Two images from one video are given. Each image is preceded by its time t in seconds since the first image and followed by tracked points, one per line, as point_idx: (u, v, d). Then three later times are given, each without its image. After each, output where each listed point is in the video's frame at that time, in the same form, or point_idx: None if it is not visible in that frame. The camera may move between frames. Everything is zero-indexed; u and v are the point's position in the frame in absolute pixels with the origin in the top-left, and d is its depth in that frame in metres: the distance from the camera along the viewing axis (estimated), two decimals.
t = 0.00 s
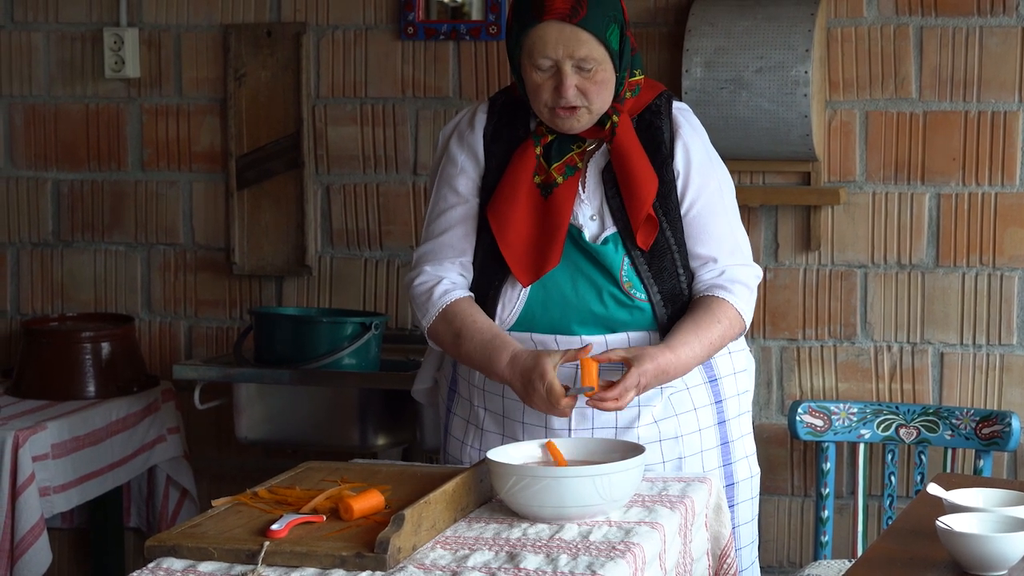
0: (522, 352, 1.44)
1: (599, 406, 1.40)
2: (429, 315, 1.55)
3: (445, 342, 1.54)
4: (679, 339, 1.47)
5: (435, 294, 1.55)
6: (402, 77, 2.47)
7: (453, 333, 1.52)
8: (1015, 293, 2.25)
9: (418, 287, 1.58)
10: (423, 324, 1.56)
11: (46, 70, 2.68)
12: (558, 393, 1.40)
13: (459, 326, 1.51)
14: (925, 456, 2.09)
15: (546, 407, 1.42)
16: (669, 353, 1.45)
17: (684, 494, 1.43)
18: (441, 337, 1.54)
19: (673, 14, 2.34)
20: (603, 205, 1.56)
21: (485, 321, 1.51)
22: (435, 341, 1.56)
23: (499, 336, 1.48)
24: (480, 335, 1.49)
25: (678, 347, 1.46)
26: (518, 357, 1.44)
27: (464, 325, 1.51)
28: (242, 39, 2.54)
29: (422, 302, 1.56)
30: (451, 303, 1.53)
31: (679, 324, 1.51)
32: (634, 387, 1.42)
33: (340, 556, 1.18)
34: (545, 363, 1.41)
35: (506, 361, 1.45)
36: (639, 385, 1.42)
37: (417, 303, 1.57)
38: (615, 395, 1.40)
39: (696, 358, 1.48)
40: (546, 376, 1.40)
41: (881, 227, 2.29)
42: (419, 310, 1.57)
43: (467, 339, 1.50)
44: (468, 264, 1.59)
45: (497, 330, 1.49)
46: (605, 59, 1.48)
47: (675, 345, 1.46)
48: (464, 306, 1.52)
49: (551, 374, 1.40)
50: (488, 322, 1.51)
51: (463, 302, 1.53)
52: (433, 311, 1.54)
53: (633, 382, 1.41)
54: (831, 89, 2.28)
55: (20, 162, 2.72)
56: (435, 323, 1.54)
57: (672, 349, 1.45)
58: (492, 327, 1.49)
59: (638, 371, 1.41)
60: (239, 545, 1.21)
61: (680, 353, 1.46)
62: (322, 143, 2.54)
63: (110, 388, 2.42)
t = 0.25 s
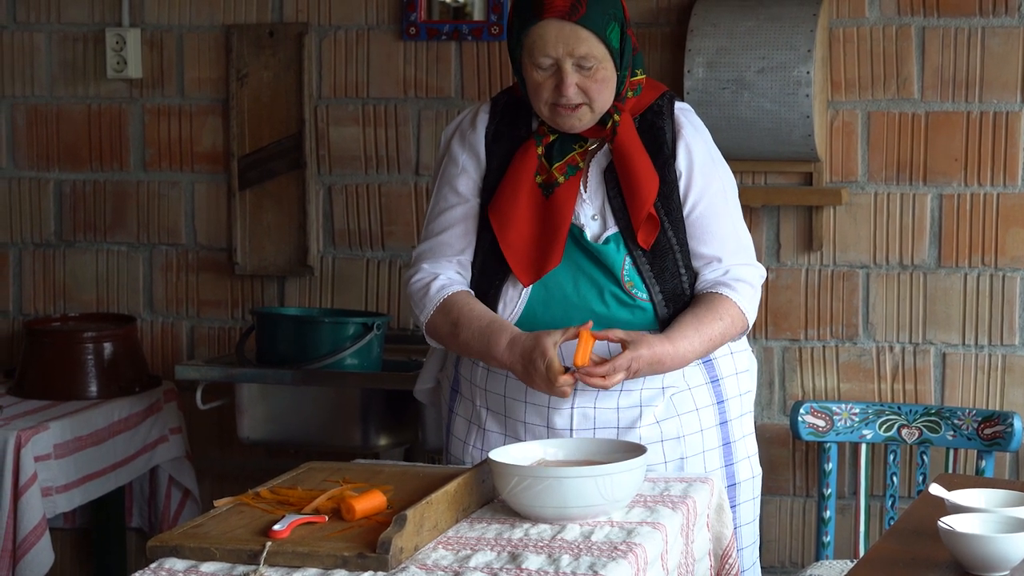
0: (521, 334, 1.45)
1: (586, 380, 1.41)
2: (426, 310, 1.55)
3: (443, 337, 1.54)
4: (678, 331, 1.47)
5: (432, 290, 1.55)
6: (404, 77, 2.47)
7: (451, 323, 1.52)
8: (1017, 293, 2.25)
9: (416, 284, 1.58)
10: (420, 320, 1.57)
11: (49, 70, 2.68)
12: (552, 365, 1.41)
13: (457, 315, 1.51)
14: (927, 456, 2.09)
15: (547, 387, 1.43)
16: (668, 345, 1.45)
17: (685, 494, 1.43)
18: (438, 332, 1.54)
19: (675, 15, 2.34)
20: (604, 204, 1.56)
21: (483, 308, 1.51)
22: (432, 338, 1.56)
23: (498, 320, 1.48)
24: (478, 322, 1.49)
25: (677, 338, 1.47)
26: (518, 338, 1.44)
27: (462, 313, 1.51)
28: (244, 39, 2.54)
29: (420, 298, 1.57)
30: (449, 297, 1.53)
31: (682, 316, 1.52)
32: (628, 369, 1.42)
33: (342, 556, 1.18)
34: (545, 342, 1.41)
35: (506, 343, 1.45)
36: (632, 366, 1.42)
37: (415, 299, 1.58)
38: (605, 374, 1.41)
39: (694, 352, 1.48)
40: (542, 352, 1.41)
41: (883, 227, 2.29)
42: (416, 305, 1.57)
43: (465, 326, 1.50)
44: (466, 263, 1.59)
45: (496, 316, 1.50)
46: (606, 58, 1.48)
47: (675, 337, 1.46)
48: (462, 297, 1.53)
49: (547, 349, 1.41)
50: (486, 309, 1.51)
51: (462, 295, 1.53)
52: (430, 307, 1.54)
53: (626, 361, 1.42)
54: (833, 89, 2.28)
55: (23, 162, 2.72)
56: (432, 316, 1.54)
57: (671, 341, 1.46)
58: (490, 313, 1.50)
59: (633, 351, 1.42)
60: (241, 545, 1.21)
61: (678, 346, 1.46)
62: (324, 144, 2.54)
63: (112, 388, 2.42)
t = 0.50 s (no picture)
0: (523, 330, 1.45)
1: (585, 373, 1.41)
2: (427, 309, 1.55)
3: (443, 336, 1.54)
4: (681, 326, 1.47)
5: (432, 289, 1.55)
6: (406, 77, 2.47)
7: (451, 321, 1.52)
8: (1019, 293, 2.25)
9: (416, 283, 1.58)
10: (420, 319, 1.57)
11: (51, 70, 2.68)
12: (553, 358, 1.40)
13: (458, 312, 1.51)
14: (929, 457, 2.09)
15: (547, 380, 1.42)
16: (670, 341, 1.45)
17: (687, 494, 1.43)
18: (439, 330, 1.54)
19: (677, 15, 2.33)
20: (605, 204, 1.56)
21: (483, 306, 1.51)
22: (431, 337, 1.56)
23: (498, 317, 1.48)
24: (479, 318, 1.49)
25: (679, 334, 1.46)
26: (519, 335, 1.44)
27: (462, 310, 1.51)
28: (246, 39, 2.54)
29: (420, 297, 1.56)
30: (450, 296, 1.53)
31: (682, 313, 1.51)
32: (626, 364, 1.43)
33: (344, 556, 1.18)
34: (546, 335, 1.41)
35: (506, 340, 1.45)
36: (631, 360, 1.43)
37: (415, 298, 1.58)
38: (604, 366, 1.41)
39: (696, 347, 1.48)
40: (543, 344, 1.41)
41: (885, 227, 2.29)
42: (417, 304, 1.57)
43: (465, 324, 1.50)
44: (467, 261, 1.59)
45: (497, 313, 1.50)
46: (607, 56, 1.48)
47: (677, 332, 1.46)
48: (462, 295, 1.53)
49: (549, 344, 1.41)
50: (487, 307, 1.51)
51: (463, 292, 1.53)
52: (430, 305, 1.54)
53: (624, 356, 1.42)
54: (835, 89, 2.28)
55: (25, 161, 2.72)
56: (433, 314, 1.54)
57: (673, 337, 1.46)
58: (491, 310, 1.50)
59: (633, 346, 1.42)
60: (243, 545, 1.21)
61: (680, 341, 1.46)
62: (326, 143, 2.54)
63: (114, 388, 2.42)
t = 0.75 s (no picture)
0: (531, 332, 1.45)
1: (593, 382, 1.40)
2: (429, 308, 1.55)
3: (445, 336, 1.54)
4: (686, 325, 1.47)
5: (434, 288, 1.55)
6: (407, 77, 2.47)
7: (457, 321, 1.52)
8: (1020, 292, 2.25)
9: (417, 282, 1.58)
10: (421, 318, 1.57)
11: (52, 70, 2.68)
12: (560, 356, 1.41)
13: (463, 313, 1.51)
14: (931, 456, 2.09)
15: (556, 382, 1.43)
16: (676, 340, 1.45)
17: (689, 494, 1.43)
18: (441, 330, 1.54)
19: (678, 14, 2.33)
20: (607, 203, 1.56)
21: (489, 308, 1.51)
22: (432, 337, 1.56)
23: (506, 319, 1.48)
24: (486, 320, 1.49)
25: (687, 334, 1.46)
26: (527, 336, 1.45)
27: (468, 312, 1.51)
28: (247, 39, 2.54)
29: (421, 297, 1.56)
30: (452, 296, 1.53)
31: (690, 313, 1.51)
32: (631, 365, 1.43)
33: (346, 556, 1.18)
34: (553, 335, 1.42)
35: (515, 341, 1.45)
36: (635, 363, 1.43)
37: (416, 298, 1.58)
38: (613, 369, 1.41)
39: (705, 346, 1.48)
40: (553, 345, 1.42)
41: (887, 227, 2.29)
42: (418, 303, 1.57)
43: (472, 325, 1.50)
44: (468, 261, 1.59)
45: (504, 314, 1.50)
46: (604, 55, 1.48)
47: (683, 331, 1.46)
48: (466, 296, 1.53)
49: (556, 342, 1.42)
50: (492, 309, 1.51)
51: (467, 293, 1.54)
52: (433, 304, 1.54)
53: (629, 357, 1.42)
54: (836, 89, 2.28)
55: (26, 161, 2.72)
56: (436, 314, 1.54)
57: (679, 336, 1.46)
58: (497, 312, 1.50)
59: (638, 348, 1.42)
60: (245, 545, 1.21)
61: (686, 341, 1.46)
62: (327, 143, 2.54)
63: (115, 388, 2.42)
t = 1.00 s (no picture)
0: (536, 334, 1.46)
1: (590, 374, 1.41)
2: (429, 309, 1.55)
3: (445, 337, 1.54)
4: (689, 335, 1.47)
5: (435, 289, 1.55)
6: (408, 77, 2.47)
7: (460, 323, 1.52)
8: (1021, 292, 2.25)
9: (417, 282, 1.58)
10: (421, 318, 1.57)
11: (52, 70, 2.68)
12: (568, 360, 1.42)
13: (466, 316, 1.51)
14: (932, 456, 2.09)
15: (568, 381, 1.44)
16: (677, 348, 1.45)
17: (690, 494, 1.43)
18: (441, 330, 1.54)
19: (679, 14, 2.33)
20: (607, 204, 1.56)
21: (492, 309, 1.51)
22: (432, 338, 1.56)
23: (510, 321, 1.49)
24: (490, 322, 1.49)
25: (688, 342, 1.46)
26: (533, 337, 1.45)
27: (472, 314, 1.51)
28: (248, 39, 2.54)
29: (422, 297, 1.56)
30: (453, 298, 1.53)
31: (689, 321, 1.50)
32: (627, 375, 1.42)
33: (347, 556, 1.18)
34: (558, 338, 1.43)
35: (522, 343, 1.46)
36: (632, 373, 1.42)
37: (416, 298, 1.58)
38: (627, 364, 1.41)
39: (706, 355, 1.48)
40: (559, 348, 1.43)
41: (887, 227, 2.29)
42: (418, 304, 1.57)
43: (476, 326, 1.50)
44: (467, 261, 1.59)
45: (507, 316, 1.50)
46: (599, 53, 1.48)
47: (686, 341, 1.46)
48: (469, 296, 1.53)
49: (562, 345, 1.42)
50: (495, 310, 1.51)
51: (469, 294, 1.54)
52: (433, 305, 1.54)
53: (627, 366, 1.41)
54: (837, 88, 2.28)
55: (27, 161, 2.72)
56: (437, 316, 1.54)
57: (681, 345, 1.45)
58: (501, 314, 1.50)
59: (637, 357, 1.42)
60: (246, 544, 1.21)
61: (689, 350, 1.46)
62: (328, 143, 2.54)
63: (116, 388, 2.42)
